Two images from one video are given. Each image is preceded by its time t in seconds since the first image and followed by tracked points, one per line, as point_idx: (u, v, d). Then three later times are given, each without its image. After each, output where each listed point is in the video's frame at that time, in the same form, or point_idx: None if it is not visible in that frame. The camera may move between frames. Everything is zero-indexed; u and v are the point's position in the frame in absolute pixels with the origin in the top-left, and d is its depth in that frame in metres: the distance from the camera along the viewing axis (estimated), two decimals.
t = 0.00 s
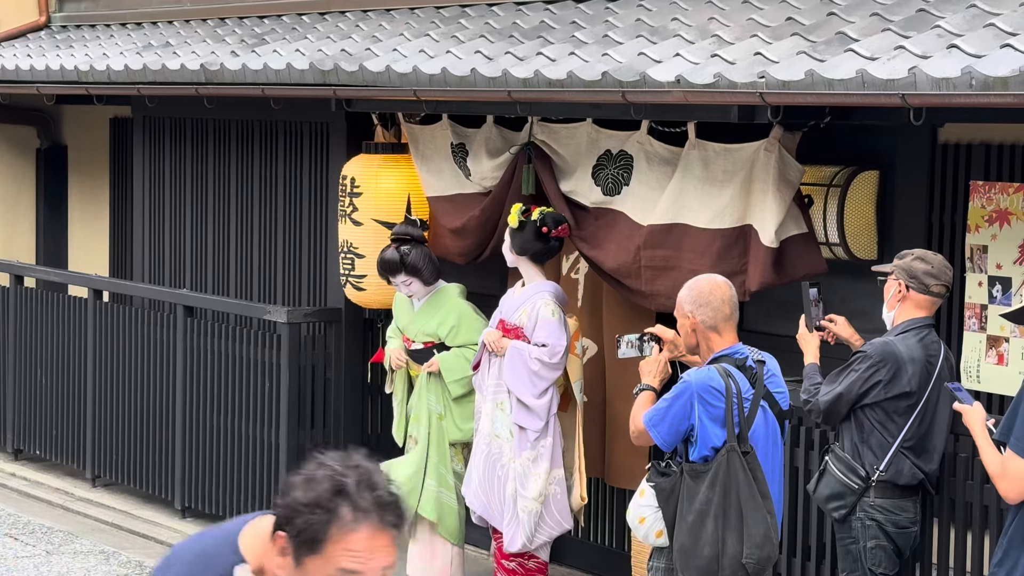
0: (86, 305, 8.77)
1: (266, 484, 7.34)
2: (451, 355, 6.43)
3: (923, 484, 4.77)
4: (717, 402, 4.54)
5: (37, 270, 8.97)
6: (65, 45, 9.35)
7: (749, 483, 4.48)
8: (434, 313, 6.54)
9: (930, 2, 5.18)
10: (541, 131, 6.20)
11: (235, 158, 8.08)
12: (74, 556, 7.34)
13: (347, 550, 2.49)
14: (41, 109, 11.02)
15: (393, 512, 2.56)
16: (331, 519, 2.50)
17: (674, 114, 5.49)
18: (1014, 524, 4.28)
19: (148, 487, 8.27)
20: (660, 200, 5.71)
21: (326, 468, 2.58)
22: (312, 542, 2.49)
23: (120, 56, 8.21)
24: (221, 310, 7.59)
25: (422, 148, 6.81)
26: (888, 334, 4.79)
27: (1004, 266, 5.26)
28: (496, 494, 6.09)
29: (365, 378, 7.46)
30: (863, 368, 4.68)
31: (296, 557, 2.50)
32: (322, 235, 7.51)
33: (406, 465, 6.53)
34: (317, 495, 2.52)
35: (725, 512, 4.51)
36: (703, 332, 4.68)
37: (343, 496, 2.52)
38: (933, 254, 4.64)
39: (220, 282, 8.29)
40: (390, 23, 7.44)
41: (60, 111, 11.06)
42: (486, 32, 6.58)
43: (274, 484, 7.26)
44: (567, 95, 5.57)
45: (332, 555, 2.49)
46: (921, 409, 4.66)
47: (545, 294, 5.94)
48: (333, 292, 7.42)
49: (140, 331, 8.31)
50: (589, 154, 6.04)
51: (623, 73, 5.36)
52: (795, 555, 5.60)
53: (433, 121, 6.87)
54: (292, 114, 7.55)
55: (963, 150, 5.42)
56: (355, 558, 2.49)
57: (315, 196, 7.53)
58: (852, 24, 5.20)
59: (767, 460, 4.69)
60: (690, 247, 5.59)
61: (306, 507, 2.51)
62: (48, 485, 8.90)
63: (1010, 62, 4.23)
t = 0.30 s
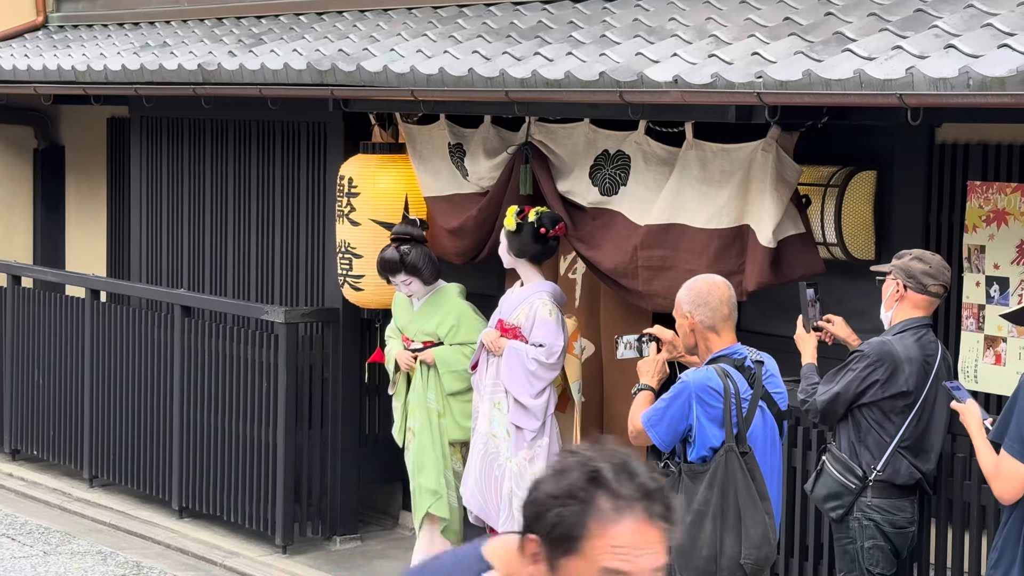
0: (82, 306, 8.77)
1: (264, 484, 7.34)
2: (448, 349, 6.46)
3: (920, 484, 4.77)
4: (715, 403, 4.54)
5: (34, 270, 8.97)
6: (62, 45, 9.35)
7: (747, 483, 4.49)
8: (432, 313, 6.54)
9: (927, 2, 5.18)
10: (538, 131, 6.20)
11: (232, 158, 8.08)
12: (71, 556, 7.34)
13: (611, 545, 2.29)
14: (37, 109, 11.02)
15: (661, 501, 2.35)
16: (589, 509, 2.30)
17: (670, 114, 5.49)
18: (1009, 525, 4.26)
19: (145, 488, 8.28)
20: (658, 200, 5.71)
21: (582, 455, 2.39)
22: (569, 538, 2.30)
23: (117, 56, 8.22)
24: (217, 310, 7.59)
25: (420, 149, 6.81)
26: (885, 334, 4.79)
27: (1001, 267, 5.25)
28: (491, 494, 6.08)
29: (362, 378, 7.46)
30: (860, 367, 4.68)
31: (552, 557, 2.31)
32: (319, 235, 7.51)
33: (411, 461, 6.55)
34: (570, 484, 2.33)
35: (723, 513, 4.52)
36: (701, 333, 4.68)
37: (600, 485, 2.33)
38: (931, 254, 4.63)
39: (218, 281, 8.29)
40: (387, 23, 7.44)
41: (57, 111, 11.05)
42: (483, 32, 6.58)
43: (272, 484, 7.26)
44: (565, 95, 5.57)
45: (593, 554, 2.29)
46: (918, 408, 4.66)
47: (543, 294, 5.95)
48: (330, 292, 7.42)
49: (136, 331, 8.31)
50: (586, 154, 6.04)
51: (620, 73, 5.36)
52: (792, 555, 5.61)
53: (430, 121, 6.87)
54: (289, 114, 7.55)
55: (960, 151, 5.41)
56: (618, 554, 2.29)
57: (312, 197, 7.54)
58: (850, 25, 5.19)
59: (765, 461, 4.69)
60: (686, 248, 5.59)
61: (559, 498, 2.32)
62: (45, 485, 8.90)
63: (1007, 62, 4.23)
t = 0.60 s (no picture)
0: (79, 306, 8.77)
1: (261, 485, 7.34)
2: (446, 347, 6.46)
3: (917, 484, 4.77)
4: (713, 403, 4.55)
5: (31, 270, 8.97)
6: (60, 45, 9.36)
7: (745, 484, 4.48)
8: (433, 313, 6.53)
9: (924, 2, 5.19)
10: (535, 131, 6.21)
11: (230, 159, 8.08)
12: (68, 556, 7.34)
13: None
14: (35, 109, 11.02)
15: None
16: None
17: (667, 115, 5.49)
18: (1007, 527, 4.26)
19: (142, 488, 8.27)
20: (654, 200, 5.71)
21: None
22: None
23: (114, 56, 8.22)
24: (214, 310, 7.59)
25: (417, 149, 6.81)
26: (882, 334, 4.79)
27: (998, 267, 5.25)
28: (489, 493, 6.08)
29: (359, 378, 7.46)
30: (857, 367, 4.69)
31: None
32: (316, 235, 7.51)
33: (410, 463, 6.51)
34: None
35: (720, 514, 4.51)
36: (699, 333, 4.68)
37: None
38: (929, 254, 4.63)
39: (215, 282, 8.29)
40: (385, 23, 7.45)
41: (55, 111, 11.06)
42: (480, 33, 6.59)
43: (269, 485, 7.26)
44: (562, 95, 5.57)
45: None
46: (915, 408, 4.67)
47: (540, 295, 5.97)
48: (327, 292, 7.43)
49: (133, 332, 8.31)
50: (583, 154, 6.04)
51: (617, 73, 5.37)
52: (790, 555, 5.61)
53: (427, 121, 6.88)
54: (287, 114, 7.55)
55: (957, 151, 5.42)
56: None
57: (309, 197, 7.54)
58: (846, 25, 5.20)
59: (762, 461, 4.69)
60: (683, 248, 5.60)
61: None
62: (42, 485, 8.90)
63: (1003, 62, 4.23)
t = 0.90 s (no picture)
0: (77, 306, 8.77)
1: (259, 485, 7.34)
2: (446, 348, 6.47)
3: (915, 484, 4.77)
4: (713, 404, 4.55)
5: (29, 270, 8.97)
6: (58, 46, 9.36)
7: (744, 485, 4.48)
8: (432, 313, 6.53)
9: (921, 2, 5.19)
10: (533, 132, 6.21)
11: (227, 159, 8.08)
12: (66, 557, 7.34)
13: None
14: (32, 110, 11.03)
15: None
16: None
17: (665, 115, 5.50)
18: (1006, 525, 4.27)
19: (139, 488, 8.28)
20: (652, 201, 5.71)
21: None
22: None
23: (111, 57, 8.22)
24: (212, 310, 7.59)
25: (415, 149, 6.82)
26: (879, 334, 4.80)
27: (995, 267, 5.26)
28: (488, 494, 6.08)
29: (357, 378, 7.46)
30: (854, 368, 4.69)
31: None
32: (314, 235, 7.52)
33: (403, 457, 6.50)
34: None
35: (719, 515, 4.52)
36: (698, 334, 4.68)
37: None
38: (927, 255, 4.63)
39: (213, 282, 8.29)
40: (383, 23, 7.45)
41: (53, 111, 11.06)
42: (477, 33, 6.59)
43: (267, 485, 7.26)
44: (560, 95, 5.57)
45: None
46: (913, 409, 4.67)
47: (539, 295, 5.97)
48: (325, 293, 7.43)
49: (131, 332, 8.31)
50: (581, 154, 6.04)
51: (615, 73, 5.37)
52: (787, 555, 5.61)
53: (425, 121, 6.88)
54: (284, 115, 7.55)
55: (955, 151, 5.42)
56: None
57: (307, 197, 7.54)
58: (843, 25, 5.21)
59: (762, 463, 4.69)
60: (680, 248, 5.60)
61: None
62: (40, 486, 8.90)
63: (1001, 63, 4.24)
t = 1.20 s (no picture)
0: (75, 308, 8.76)
1: (256, 486, 7.34)
2: (445, 349, 6.46)
3: (912, 486, 4.77)
4: (710, 405, 4.55)
5: (27, 271, 8.97)
6: (56, 46, 9.36)
7: (742, 486, 4.48)
8: (431, 314, 6.53)
9: (918, 3, 5.20)
10: (530, 133, 6.21)
11: (225, 160, 8.08)
12: (63, 558, 7.33)
13: None
14: (30, 110, 11.03)
15: None
16: None
17: (662, 116, 5.50)
18: (1003, 528, 4.27)
19: (136, 489, 8.28)
20: (649, 202, 5.72)
21: None
22: None
23: (109, 57, 8.23)
24: (210, 311, 7.59)
25: (412, 150, 6.83)
26: (875, 335, 4.80)
27: (992, 268, 5.27)
28: (484, 495, 6.07)
29: (354, 379, 7.46)
30: (851, 369, 4.69)
31: None
32: (311, 236, 7.52)
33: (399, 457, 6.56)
34: None
35: (717, 516, 4.52)
36: (696, 335, 4.68)
37: None
38: (924, 256, 4.64)
39: (210, 283, 8.29)
40: (380, 24, 7.45)
41: (50, 112, 11.05)
42: (475, 34, 6.59)
43: (264, 486, 7.27)
44: (557, 96, 5.57)
45: None
46: (910, 410, 4.67)
47: (535, 296, 5.97)
48: (322, 294, 7.43)
49: (128, 333, 8.31)
50: (578, 155, 6.04)
51: (613, 74, 5.37)
52: (784, 556, 5.61)
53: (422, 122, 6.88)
54: (282, 116, 7.55)
55: (952, 152, 5.42)
56: None
57: (304, 198, 7.54)
58: (840, 26, 5.21)
59: (759, 464, 4.69)
60: (678, 249, 5.60)
61: None
62: (37, 487, 8.89)
63: (998, 63, 4.24)
